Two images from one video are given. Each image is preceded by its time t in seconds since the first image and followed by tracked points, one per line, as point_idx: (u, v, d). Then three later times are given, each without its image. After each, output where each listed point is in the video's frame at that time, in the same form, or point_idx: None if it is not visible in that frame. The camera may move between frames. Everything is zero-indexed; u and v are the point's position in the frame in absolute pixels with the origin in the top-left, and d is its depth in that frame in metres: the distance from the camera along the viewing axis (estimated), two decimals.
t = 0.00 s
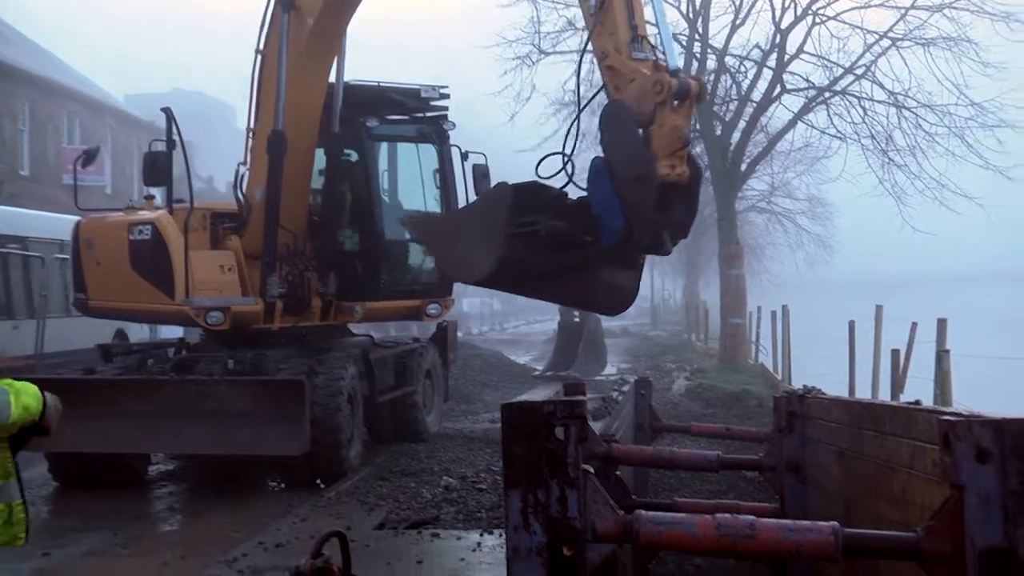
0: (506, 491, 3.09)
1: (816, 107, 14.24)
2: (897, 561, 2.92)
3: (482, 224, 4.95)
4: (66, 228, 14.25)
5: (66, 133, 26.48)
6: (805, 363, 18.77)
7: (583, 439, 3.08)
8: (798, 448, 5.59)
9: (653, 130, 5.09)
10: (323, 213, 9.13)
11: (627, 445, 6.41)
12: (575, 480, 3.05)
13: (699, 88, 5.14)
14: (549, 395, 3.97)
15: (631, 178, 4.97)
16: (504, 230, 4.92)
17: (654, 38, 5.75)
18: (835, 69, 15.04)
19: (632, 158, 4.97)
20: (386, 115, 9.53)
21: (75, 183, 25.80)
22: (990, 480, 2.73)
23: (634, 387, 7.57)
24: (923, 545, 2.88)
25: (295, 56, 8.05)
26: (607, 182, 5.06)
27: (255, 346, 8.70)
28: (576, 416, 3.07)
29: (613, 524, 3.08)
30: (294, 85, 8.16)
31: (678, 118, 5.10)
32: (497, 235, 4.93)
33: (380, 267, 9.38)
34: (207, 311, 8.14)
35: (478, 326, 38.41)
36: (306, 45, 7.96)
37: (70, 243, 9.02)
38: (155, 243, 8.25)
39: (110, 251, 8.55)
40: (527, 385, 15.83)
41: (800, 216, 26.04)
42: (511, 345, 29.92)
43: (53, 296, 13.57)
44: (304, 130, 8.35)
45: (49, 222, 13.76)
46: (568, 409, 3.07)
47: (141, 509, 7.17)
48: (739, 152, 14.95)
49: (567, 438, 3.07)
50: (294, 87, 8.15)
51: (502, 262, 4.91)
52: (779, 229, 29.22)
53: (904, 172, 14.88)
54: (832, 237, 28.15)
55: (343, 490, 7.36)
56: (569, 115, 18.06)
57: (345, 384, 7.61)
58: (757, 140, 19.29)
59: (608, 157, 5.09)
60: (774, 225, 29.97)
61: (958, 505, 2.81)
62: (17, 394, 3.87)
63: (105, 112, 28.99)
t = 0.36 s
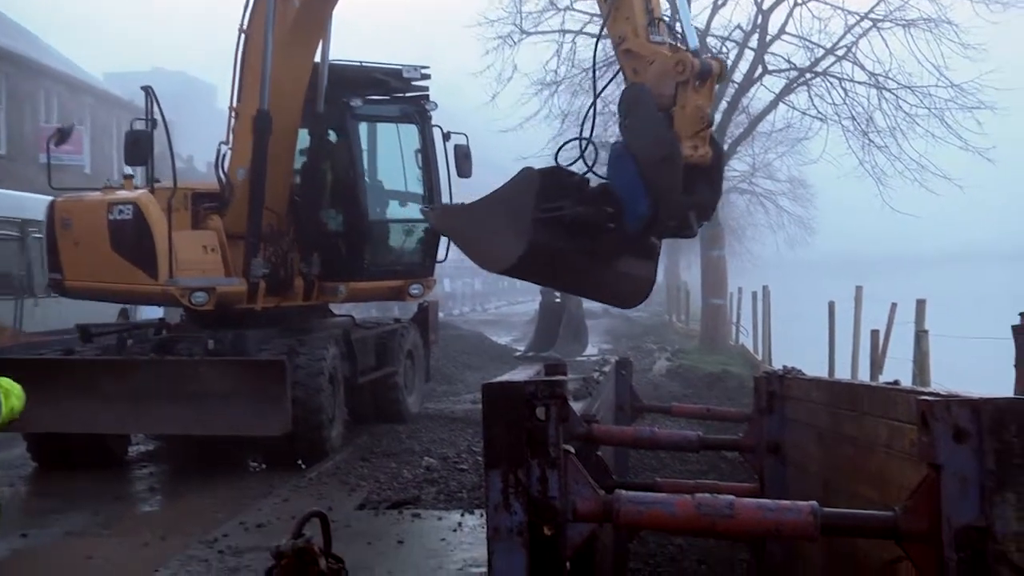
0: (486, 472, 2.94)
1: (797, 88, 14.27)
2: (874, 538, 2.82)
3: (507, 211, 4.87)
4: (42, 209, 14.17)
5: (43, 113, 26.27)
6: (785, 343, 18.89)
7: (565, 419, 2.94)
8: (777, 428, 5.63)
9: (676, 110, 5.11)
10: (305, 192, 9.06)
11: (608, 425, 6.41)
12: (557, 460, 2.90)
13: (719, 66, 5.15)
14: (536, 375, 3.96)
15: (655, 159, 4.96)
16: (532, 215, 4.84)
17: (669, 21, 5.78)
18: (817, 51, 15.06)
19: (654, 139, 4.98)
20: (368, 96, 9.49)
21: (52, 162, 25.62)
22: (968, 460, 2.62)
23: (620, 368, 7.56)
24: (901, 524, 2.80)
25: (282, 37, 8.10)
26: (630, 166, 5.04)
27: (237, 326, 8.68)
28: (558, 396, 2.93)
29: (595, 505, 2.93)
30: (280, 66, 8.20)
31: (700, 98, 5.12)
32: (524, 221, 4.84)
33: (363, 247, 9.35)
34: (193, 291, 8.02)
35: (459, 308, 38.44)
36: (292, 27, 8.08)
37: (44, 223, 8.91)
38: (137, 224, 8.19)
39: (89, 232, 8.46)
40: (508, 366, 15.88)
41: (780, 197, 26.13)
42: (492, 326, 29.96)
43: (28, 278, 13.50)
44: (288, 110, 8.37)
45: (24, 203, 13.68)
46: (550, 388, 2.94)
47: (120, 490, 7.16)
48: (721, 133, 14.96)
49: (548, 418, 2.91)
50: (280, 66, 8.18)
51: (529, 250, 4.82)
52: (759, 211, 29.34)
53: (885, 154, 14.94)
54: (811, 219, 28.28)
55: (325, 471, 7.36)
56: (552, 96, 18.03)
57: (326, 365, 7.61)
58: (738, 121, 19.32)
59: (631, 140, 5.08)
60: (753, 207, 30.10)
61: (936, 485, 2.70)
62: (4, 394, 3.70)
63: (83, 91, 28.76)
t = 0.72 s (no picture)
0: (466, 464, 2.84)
1: (779, 81, 14.30)
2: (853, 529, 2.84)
3: (536, 209, 4.74)
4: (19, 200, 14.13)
5: (22, 102, 26.15)
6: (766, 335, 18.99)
7: (546, 411, 2.85)
8: (758, 420, 5.60)
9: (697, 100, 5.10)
10: (288, 185, 9.03)
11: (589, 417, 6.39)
12: (538, 452, 2.82)
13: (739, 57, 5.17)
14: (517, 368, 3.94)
15: (678, 152, 4.79)
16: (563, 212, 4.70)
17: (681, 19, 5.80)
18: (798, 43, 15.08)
19: (675, 131, 4.81)
20: (351, 88, 9.45)
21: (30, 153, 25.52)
22: (946, 453, 2.66)
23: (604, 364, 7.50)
24: (879, 515, 2.82)
25: (268, 30, 8.05)
26: (651, 159, 4.86)
27: (219, 318, 8.67)
28: (539, 387, 2.85)
29: (575, 496, 2.87)
30: (266, 59, 8.14)
31: (720, 89, 5.12)
32: (553, 217, 4.71)
33: (347, 238, 9.34)
34: (178, 284, 8.03)
35: (442, 299, 38.52)
36: (280, 21, 8.01)
37: (19, 212, 8.81)
38: (118, 214, 8.13)
39: (68, 222, 8.40)
40: (488, 357, 15.93)
41: (760, 189, 26.25)
42: (473, 317, 30.03)
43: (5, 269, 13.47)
44: (274, 103, 8.30)
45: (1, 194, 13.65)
46: (530, 380, 2.85)
47: (100, 483, 7.15)
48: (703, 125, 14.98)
49: (529, 409, 2.83)
50: (266, 58, 8.13)
51: (560, 250, 4.68)
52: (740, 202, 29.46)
53: (865, 147, 15.00)
54: (792, 210, 28.41)
55: (307, 463, 7.36)
56: (535, 87, 18.00)
57: (308, 357, 7.61)
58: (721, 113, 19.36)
59: (650, 136, 4.89)
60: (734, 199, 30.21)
61: (915, 475, 2.75)
62: None
63: (62, 81, 28.64)
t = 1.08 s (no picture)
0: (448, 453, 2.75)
1: (761, 69, 14.35)
2: (834, 516, 2.77)
3: (561, 202, 4.65)
4: None
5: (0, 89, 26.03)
6: (748, 322, 19.09)
7: (528, 399, 2.74)
8: (741, 408, 5.52)
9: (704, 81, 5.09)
10: (270, 172, 8.99)
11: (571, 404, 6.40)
12: (520, 438, 2.73)
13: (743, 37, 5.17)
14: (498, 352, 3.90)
15: (689, 136, 4.78)
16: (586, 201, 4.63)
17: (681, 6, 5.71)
18: (780, 31, 15.12)
19: (682, 117, 4.81)
20: (335, 75, 9.42)
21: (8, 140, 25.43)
22: (926, 439, 2.60)
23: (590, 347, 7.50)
24: (859, 501, 2.74)
25: (253, 18, 8.02)
26: (663, 150, 4.87)
27: (203, 305, 8.65)
28: (522, 375, 2.74)
29: (558, 483, 2.78)
30: (252, 47, 8.10)
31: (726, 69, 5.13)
32: (577, 207, 4.64)
33: (330, 225, 9.34)
34: (164, 271, 7.98)
35: (425, 287, 38.59)
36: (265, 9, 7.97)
37: None
38: (101, 200, 8.07)
39: (50, 209, 8.33)
40: (471, 344, 15.97)
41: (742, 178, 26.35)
42: (455, 304, 30.10)
43: None
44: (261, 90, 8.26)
45: None
46: (513, 366, 2.75)
47: (82, 471, 7.14)
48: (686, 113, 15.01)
49: (511, 397, 2.73)
50: (252, 45, 8.10)
51: (587, 243, 4.60)
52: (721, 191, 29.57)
53: (846, 135, 15.04)
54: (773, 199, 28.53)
55: (289, 450, 7.37)
56: (518, 75, 17.96)
57: (290, 344, 7.60)
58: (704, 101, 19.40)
59: (657, 125, 4.86)
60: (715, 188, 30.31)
61: (894, 463, 2.69)
62: None
63: (41, 67, 28.51)
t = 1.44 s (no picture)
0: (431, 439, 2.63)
1: (744, 57, 14.36)
2: (814, 504, 2.64)
3: (569, 191, 4.70)
4: None
5: None
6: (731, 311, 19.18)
7: (513, 385, 2.60)
8: (722, 395, 5.44)
9: (701, 62, 5.07)
10: (253, 160, 8.94)
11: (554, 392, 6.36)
12: (503, 426, 2.58)
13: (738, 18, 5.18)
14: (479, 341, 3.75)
15: (687, 119, 4.75)
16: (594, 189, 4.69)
17: None
18: (764, 19, 15.11)
19: (679, 103, 4.81)
20: (318, 62, 9.36)
21: None
22: (907, 425, 2.48)
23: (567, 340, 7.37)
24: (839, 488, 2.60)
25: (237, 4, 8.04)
26: (663, 137, 4.83)
27: (185, 293, 8.62)
28: (507, 360, 2.59)
29: (542, 471, 2.63)
30: (236, 33, 8.11)
31: (722, 51, 5.11)
32: (587, 197, 4.68)
33: (314, 213, 9.30)
34: (148, 259, 7.94)
35: (409, 274, 38.65)
36: None
37: None
38: (84, 188, 8.03)
39: (31, 196, 8.26)
40: (454, 332, 16.02)
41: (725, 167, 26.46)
42: (438, 292, 30.17)
43: None
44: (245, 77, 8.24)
45: None
46: (497, 352, 2.60)
47: (63, 459, 7.12)
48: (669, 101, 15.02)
49: (495, 384, 2.59)
50: (237, 31, 8.10)
51: (596, 229, 4.61)
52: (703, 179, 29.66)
53: (829, 123, 15.10)
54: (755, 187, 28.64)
55: (272, 438, 7.36)
56: (501, 62, 17.93)
57: (273, 332, 7.59)
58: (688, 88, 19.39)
59: (654, 113, 4.85)
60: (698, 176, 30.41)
61: (874, 450, 2.56)
62: None
63: (20, 53, 28.35)
